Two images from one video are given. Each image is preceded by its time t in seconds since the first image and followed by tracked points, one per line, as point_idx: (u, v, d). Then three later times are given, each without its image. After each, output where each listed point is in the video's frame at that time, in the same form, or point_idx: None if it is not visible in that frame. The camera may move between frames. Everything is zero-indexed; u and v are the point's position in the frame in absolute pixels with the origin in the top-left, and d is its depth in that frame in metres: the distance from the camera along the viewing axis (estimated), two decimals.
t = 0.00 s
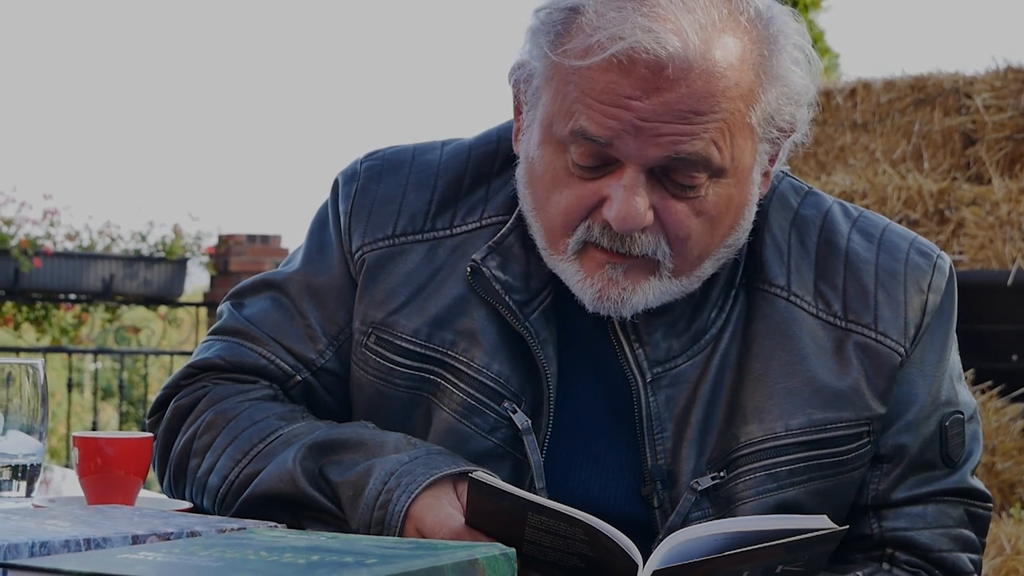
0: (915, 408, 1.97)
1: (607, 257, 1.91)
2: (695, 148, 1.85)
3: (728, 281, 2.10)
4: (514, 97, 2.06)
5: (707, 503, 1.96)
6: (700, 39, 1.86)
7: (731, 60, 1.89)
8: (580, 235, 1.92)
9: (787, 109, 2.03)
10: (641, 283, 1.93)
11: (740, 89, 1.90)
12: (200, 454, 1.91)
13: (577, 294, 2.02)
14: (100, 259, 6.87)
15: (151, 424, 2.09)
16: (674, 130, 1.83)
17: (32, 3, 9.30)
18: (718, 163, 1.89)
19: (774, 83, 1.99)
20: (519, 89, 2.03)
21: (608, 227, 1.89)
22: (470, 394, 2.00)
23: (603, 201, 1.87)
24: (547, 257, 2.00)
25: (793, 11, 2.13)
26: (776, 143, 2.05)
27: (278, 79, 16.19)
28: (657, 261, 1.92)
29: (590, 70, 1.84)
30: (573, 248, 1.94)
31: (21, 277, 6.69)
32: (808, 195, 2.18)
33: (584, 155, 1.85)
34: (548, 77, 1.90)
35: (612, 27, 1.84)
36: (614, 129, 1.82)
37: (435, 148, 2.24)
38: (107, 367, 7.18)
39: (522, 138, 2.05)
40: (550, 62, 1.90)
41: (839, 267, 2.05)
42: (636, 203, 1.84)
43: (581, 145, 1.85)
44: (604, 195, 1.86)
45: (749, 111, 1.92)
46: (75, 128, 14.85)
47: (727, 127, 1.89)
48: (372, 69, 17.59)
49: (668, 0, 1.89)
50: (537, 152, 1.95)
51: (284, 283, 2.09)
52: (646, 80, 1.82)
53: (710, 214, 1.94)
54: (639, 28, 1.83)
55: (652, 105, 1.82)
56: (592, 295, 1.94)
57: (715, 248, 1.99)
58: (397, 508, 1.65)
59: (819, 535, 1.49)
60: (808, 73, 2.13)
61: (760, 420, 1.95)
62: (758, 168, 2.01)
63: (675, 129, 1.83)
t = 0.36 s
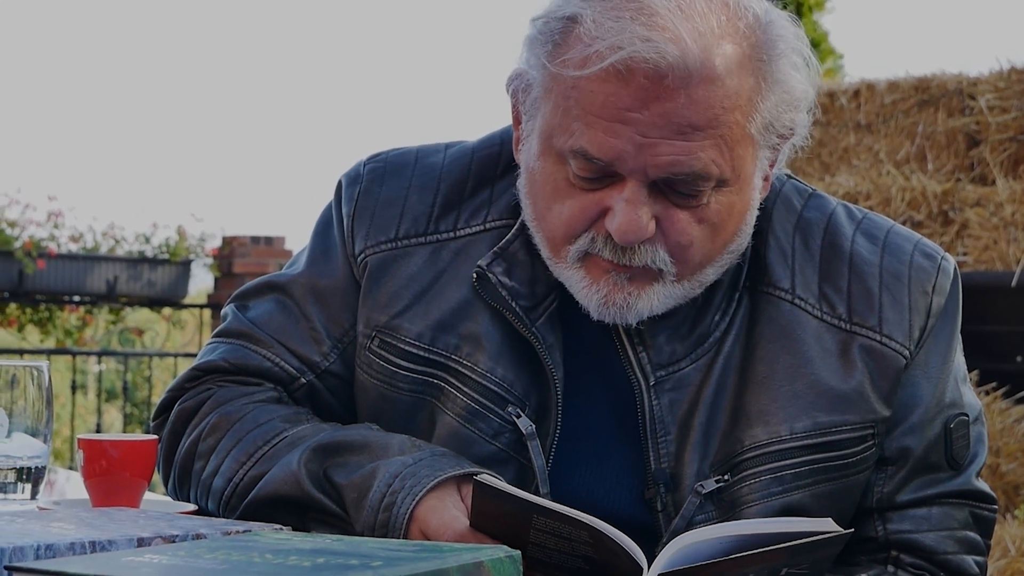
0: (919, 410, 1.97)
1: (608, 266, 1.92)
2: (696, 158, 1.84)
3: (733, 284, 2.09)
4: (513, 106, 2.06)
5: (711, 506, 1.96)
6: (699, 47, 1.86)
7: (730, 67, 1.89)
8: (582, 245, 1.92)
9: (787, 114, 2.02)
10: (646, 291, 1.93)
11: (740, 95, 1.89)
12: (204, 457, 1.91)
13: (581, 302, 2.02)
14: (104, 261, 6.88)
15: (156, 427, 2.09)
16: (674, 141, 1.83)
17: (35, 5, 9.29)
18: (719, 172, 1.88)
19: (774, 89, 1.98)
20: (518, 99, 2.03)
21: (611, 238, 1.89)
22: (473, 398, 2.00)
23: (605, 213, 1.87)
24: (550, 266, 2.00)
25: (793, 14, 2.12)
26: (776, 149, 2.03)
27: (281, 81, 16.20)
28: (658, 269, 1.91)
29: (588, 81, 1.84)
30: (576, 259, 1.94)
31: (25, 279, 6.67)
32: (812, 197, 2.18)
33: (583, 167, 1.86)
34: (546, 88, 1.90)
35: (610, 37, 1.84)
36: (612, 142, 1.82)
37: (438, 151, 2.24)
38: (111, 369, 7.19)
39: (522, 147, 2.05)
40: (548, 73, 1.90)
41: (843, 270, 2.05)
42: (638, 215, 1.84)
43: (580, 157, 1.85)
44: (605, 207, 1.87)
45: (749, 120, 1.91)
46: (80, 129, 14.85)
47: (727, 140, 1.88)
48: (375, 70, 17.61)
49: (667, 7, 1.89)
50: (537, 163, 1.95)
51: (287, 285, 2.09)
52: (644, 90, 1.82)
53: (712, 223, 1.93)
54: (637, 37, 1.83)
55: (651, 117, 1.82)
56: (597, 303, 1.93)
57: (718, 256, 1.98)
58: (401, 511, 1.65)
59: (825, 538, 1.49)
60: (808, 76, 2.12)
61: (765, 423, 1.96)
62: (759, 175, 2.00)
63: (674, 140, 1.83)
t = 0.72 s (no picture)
0: (922, 415, 1.97)
1: (621, 264, 1.92)
2: (716, 166, 1.85)
3: (737, 289, 2.09)
4: (530, 101, 2.05)
5: (714, 510, 1.96)
6: (729, 50, 1.86)
7: (756, 72, 1.89)
8: (595, 242, 1.92)
9: (806, 125, 2.02)
10: (657, 292, 1.93)
11: (764, 103, 1.89)
12: (206, 460, 1.91)
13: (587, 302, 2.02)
14: (107, 264, 6.88)
15: (157, 429, 2.09)
16: (696, 146, 1.83)
17: (37, 9, 9.31)
18: (737, 181, 1.89)
19: (797, 96, 1.98)
20: (536, 93, 2.02)
21: (626, 236, 1.89)
22: (476, 402, 2.00)
23: (622, 212, 1.87)
24: (559, 263, 2.00)
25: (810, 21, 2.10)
26: (793, 155, 2.03)
27: (283, 84, 16.21)
28: (674, 269, 1.92)
29: (616, 79, 1.83)
30: (588, 255, 1.94)
31: (26, 282, 6.69)
32: (816, 203, 2.18)
33: (604, 167, 1.85)
34: (569, 84, 1.90)
35: (643, 36, 1.84)
36: (637, 144, 1.82)
37: (442, 155, 2.24)
38: (111, 371, 7.19)
39: (536, 142, 2.05)
40: (574, 68, 1.89)
41: (847, 275, 2.05)
42: (657, 218, 1.84)
43: (602, 157, 1.85)
44: (623, 206, 1.86)
45: (771, 128, 1.91)
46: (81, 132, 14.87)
47: (747, 148, 1.88)
48: (377, 74, 17.61)
49: (698, 9, 1.89)
50: (554, 159, 1.94)
51: (290, 288, 2.10)
52: (672, 93, 1.81)
53: (728, 228, 1.93)
54: (670, 38, 1.84)
55: (677, 120, 1.82)
56: (606, 302, 1.94)
57: (730, 260, 1.99)
58: (402, 516, 1.65)
59: (826, 542, 1.49)
60: (829, 84, 2.13)
61: (767, 428, 1.95)
62: (775, 180, 2.00)
63: (696, 146, 1.83)
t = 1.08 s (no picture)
0: (928, 419, 1.97)
1: (626, 279, 1.92)
2: (722, 184, 1.84)
3: (742, 294, 2.09)
4: (536, 110, 2.05)
5: (719, 513, 1.96)
6: (735, 66, 1.85)
7: (762, 87, 1.89)
8: (600, 256, 1.92)
9: (812, 138, 2.02)
10: (661, 306, 1.93)
11: (770, 118, 1.89)
12: (211, 461, 1.91)
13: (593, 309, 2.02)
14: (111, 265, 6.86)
15: (162, 430, 2.09)
16: (702, 165, 1.82)
17: (41, 9, 9.31)
18: (743, 198, 1.89)
19: (802, 111, 1.97)
20: (542, 103, 2.02)
21: (631, 252, 1.89)
22: (482, 405, 2.00)
23: (627, 228, 1.87)
24: (564, 273, 2.01)
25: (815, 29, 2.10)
26: (798, 169, 2.02)
27: (287, 86, 16.23)
28: (679, 283, 1.92)
29: (622, 96, 1.83)
30: (593, 268, 1.94)
31: (30, 281, 6.70)
32: (822, 207, 2.18)
33: (609, 184, 1.85)
34: (575, 98, 1.89)
35: (648, 53, 1.83)
36: (643, 163, 1.81)
37: (448, 158, 2.24)
38: (116, 371, 7.20)
39: (542, 151, 2.05)
40: (579, 83, 1.89)
41: (853, 279, 2.05)
42: (663, 235, 1.84)
43: (608, 175, 1.84)
44: (628, 222, 1.86)
45: (777, 142, 1.91)
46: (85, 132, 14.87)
47: (753, 163, 1.87)
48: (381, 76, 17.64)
49: (705, 26, 1.89)
50: (559, 172, 1.94)
51: (296, 290, 2.09)
52: (677, 110, 1.81)
53: (733, 242, 1.93)
54: (677, 56, 1.82)
55: (682, 138, 1.81)
56: (612, 314, 1.94)
57: (736, 271, 1.99)
58: (408, 517, 1.65)
59: (831, 545, 1.49)
60: (834, 95, 2.13)
61: (773, 431, 1.95)
62: (780, 193, 1.99)
63: (702, 164, 1.82)
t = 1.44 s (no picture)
0: (930, 422, 1.97)
1: (631, 279, 1.92)
2: (726, 184, 1.84)
3: (746, 297, 2.09)
4: (539, 112, 2.05)
5: (722, 515, 1.96)
6: (739, 66, 1.85)
7: (765, 87, 1.88)
8: (604, 257, 1.92)
9: (815, 139, 2.02)
10: (665, 306, 1.94)
11: (773, 118, 1.89)
12: (215, 462, 1.91)
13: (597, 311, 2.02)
14: (114, 266, 6.90)
15: (166, 432, 2.09)
16: (705, 165, 1.82)
17: (45, 11, 9.33)
18: (747, 198, 1.89)
19: (805, 112, 1.97)
20: (545, 105, 2.02)
21: (635, 253, 1.89)
22: (486, 408, 2.00)
23: (631, 229, 1.87)
24: (569, 274, 2.01)
25: (819, 32, 2.10)
26: (801, 169, 2.02)
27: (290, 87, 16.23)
28: (683, 283, 1.93)
29: (625, 97, 1.83)
30: (597, 269, 1.94)
31: (34, 282, 6.69)
32: (825, 210, 2.18)
33: (612, 185, 1.85)
34: (578, 99, 1.89)
35: (651, 53, 1.83)
36: (646, 163, 1.81)
37: (453, 161, 2.25)
38: (118, 373, 7.21)
39: (546, 153, 2.05)
40: (582, 84, 1.89)
41: (856, 283, 2.05)
42: (666, 235, 1.84)
43: (611, 176, 1.84)
44: (632, 223, 1.87)
45: (781, 142, 1.90)
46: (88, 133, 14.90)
47: (757, 163, 1.87)
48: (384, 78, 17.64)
49: (708, 27, 1.89)
50: (563, 173, 1.94)
51: (300, 292, 2.10)
52: (680, 110, 1.81)
53: (738, 242, 1.93)
54: (680, 55, 1.82)
55: (685, 138, 1.81)
56: (617, 309, 1.94)
57: (740, 272, 1.99)
58: (411, 519, 1.65)
59: (835, 546, 1.48)
60: (837, 96, 2.12)
61: (776, 434, 1.95)
62: (783, 194, 1.99)
63: (705, 164, 1.83)
